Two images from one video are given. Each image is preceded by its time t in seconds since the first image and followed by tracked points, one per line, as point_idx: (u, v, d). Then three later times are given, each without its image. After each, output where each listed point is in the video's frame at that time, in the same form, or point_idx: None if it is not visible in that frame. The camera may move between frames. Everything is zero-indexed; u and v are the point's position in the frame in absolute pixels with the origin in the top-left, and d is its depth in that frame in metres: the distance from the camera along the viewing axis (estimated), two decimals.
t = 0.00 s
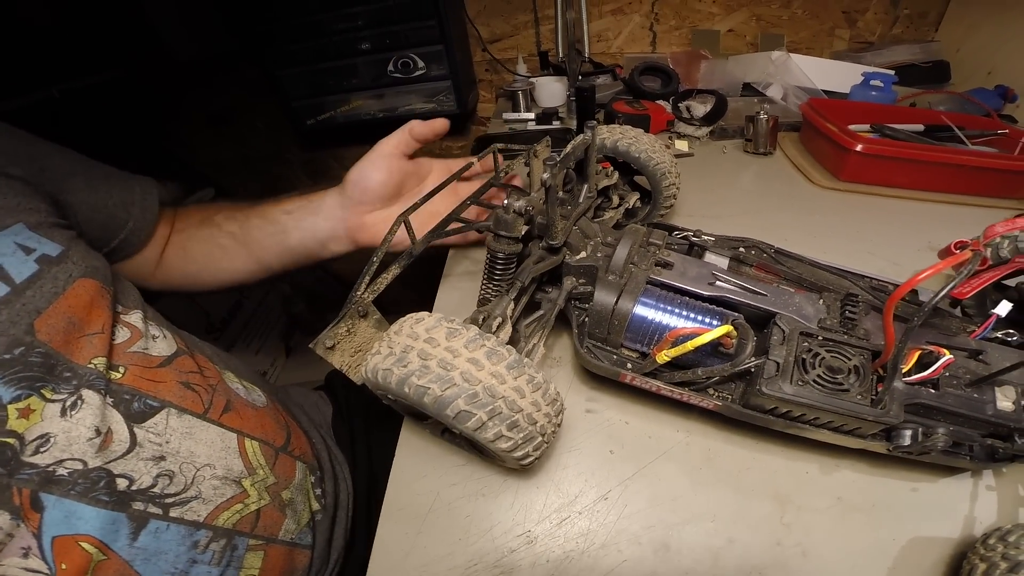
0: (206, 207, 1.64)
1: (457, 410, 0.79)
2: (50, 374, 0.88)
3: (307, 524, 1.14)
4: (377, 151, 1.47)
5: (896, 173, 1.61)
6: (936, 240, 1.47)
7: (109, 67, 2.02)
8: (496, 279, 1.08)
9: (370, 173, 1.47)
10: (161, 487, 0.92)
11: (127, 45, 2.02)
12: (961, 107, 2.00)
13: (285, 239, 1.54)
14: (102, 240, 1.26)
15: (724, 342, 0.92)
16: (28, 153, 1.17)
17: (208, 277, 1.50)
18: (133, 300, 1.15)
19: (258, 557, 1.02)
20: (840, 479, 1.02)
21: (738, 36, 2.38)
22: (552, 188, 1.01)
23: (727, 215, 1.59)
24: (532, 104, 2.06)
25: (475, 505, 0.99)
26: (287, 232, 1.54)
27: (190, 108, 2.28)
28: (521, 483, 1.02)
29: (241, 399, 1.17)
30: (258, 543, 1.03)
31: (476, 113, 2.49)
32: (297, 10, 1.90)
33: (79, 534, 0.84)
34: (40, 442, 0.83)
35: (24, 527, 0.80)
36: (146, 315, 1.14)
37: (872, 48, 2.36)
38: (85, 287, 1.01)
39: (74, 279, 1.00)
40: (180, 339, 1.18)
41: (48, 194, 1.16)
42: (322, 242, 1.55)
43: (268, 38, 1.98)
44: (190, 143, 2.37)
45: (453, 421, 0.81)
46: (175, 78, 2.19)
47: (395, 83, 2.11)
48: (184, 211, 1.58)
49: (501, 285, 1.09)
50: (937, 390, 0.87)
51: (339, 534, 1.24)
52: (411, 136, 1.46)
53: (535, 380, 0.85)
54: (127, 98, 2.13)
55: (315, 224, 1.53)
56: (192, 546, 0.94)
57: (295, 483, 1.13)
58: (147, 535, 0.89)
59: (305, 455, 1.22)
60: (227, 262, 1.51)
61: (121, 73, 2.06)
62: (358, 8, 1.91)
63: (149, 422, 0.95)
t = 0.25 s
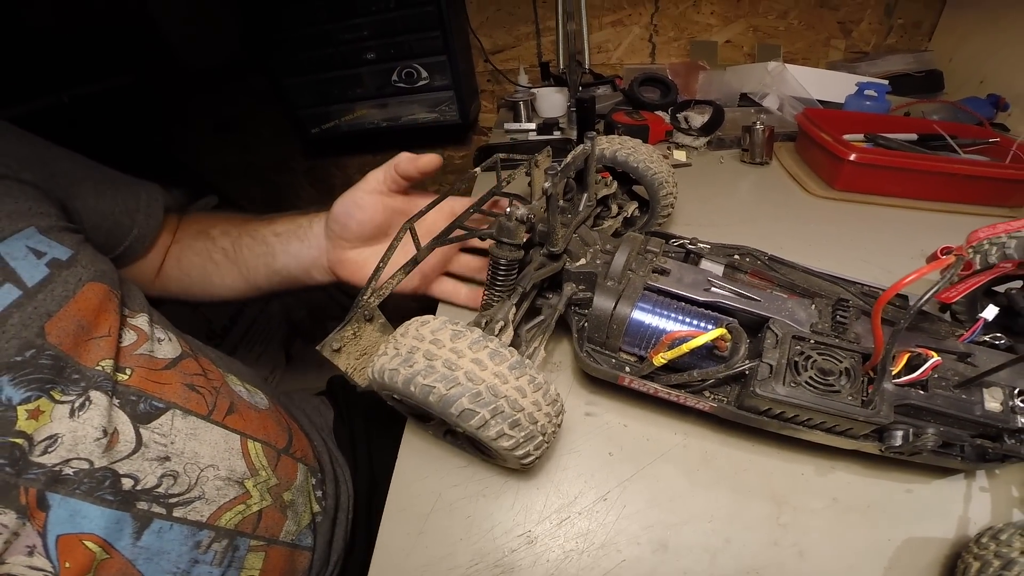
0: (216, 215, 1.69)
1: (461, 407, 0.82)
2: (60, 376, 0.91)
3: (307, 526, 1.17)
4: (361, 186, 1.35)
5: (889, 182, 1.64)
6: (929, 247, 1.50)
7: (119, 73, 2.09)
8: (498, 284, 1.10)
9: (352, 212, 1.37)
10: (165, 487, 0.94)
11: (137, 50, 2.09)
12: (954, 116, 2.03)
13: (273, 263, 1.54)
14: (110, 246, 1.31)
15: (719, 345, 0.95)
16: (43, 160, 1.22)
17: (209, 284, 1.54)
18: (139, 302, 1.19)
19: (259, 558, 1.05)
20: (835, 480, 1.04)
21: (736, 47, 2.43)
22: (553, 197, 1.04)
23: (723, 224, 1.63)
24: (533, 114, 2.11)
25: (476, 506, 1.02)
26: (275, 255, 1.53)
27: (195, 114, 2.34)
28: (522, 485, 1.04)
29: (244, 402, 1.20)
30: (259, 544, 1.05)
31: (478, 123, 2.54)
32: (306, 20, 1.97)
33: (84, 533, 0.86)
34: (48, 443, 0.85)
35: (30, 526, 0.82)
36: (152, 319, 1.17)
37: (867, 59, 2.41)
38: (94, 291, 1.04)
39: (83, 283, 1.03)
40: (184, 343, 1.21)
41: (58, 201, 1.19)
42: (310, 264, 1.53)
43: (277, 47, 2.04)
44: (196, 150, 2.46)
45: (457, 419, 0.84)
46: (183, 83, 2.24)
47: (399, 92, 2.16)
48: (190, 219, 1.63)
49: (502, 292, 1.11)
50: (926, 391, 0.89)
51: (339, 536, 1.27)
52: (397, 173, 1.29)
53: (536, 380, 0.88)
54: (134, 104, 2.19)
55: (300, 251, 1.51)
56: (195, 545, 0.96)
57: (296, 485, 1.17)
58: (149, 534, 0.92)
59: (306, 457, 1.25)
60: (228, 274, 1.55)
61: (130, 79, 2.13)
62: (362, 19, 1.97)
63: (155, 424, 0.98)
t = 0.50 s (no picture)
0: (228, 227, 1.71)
1: (463, 407, 0.83)
2: (49, 390, 0.92)
3: (311, 537, 1.16)
4: (373, 199, 1.37)
5: (886, 186, 1.66)
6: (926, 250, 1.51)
7: (121, 78, 2.08)
8: (499, 286, 1.10)
9: (365, 224, 1.39)
10: (163, 503, 0.95)
11: (140, 56, 2.06)
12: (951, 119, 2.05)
13: (280, 275, 1.57)
14: (113, 256, 1.32)
15: (717, 346, 0.96)
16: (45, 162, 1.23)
17: (219, 298, 1.56)
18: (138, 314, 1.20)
19: (261, 571, 1.05)
20: (834, 481, 1.05)
21: (734, 52, 2.46)
22: (553, 200, 1.06)
23: (721, 228, 1.64)
24: (533, 119, 2.12)
25: (477, 506, 1.03)
26: (287, 268, 1.57)
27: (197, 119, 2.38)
28: (522, 485, 1.05)
29: (245, 413, 1.19)
30: (260, 558, 1.04)
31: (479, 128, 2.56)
32: (309, 24, 1.99)
33: (77, 550, 0.87)
34: (37, 459, 0.86)
35: (22, 543, 0.83)
36: (150, 330, 1.19)
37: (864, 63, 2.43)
38: (87, 302, 1.05)
39: (75, 293, 1.05)
40: (184, 354, 1.21)
41: (55, 210, 1.20)
42: (321, 278, 1.57)
43: (282, 52, 2.07)
44: (197, 152, 2.51)
45: (459, 419, 0.85)
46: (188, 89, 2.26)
47: (400, 97, 2.18)
48: (197, 228, 1.66)
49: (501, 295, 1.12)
50: (922, 392, 0.90)
51: (342, 544, 1.24)
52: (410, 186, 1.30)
53: (536, 381, 0.89)
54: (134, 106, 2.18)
55: (312, 264, 1.56)
56: (195, 560, 0.96)
57: (299, 497, 1.15)
58: (148, 551, 0.92)
59: (309, 468, 1.23)
60: (237, 288, 1.57)
61: (132, 84, 2.12)
62: (365, 24, 1.99)
63: (152, 438, 0.98)
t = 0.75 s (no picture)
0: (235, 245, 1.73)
1: (463, 407, 0.84)
2: (49, 401, 0.91)
3: (310, 545, 1.15)
4: (384, 203, 1.36)
5: (886, 188, 1.66)
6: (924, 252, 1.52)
7: (121, 78, 2.09)
8: (500, 287, 1.10)
9: (375, 228, 1.39)
10: (160, 512, 0.95)
11: (140, 60, 2.07)
12: (950, 120, 2.06)
13: (283, 283, 1.57)
14: (122, 268, 1.33)
15: (716, 347, 0.97)
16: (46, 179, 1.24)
17: (231, 315, 1.56)
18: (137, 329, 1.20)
19: None
20: (833, 482, 1.05)
21: (734, 53, 2.46)
22: (554, 202, 1.06)
23: (721, 230, 1.64)
24: (534, 120, 2.14)
25: (478, 507, 1.03)
26: (298, 279, 1.56)
27: (197, 121, 2.41)
28: (522, 486, 1.06)
29: (241, 422, 1.19)
30: (259, 565, 1.04)
31: (479, 129, 2.57)
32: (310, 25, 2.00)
33: (74, 557, 0.87)
34: (35, 467, 0.86)
35: (18, 551, 0.83)
36: (148, 343, 1.19)
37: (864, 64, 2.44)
38: (91, 316, 1.05)
39: (79, 308, 1.04)
40: (180, 366, 1.21)
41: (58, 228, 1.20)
42: (333, 290, 1.55)
43: (283, 53, 2.08)
44: (197, 153, 2.53)
45: (460, 419, 0.85)
46: (189, 91, 2.28)
47: (401, 98, 2.19)
48: (206, 248, 1.69)
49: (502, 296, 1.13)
50: (921, 392, 0.91)
51: (340, 550, 1.22)
52: (419, 188, 1.31)
53: (536, 381, 0.90)
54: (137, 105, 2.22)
55: (323, 275, 1.55)
56: (192, 568, 0.97)
57: (297, 505, 1.15)
58: (144, 559, 0.93)
59: (306, 475, 1.23)
60: (249, 305, 1.56)
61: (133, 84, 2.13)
62: (366, 26, 2.00)
63: (148, 448, 0.98)
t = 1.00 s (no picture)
0: (251, 259, 1.81)
1: (469, 406, 0.89)
2: (85, 392, 0.95)
3: (312, 544, 1.20)
4: (393, 218, 1.42)
5: (877, 200, 1.72)
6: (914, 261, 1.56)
7: (135, 88, 2.12)
8: (503, 295, 1.16)
9: (386, 241, 1.44)
10: (175, 502, 0.98)
11: (149, 65, 2.09)
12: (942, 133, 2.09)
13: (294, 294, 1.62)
14: (149, 271, 1.40)
15: (710, 352, 1.02)
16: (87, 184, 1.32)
17: (244, 322, 1.62)
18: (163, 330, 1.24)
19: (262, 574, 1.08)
20: (825, 484, 1.09)
21: (731, 70, 2.54)
22: (555, 215, 1.11)
23: (717, 243, 1.70)
24: (536, 136, 2.21)
25: (479, 508, 1.07)
26: (310, 289, 1.62)
27: (204, 130, 2.46)
28: (524, 487, 1.09)
29: (254, 422, 1.23)
30: (262, 561, 1.08)
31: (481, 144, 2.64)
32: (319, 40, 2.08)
33: (90, 543, 0.89)
34: (66, 454, 0.89)
35: (38, 534, 0.85)
36: (172, 343, 1.23)
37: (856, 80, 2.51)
38: (126, 315, 1.10)
39: (117, 306, 1.09)
40: (199, 367, 1.25)
41: (96, 231, 1.25)
42: (343, 299, 1.60)
43: (291, 67, 2.15)
44: (204, 163, 2.57)
45: (466, 417, 0.90)
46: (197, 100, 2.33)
47: (406, 113, 2.27)
48: (224, 258, 1.76)
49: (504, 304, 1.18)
50: (906, 395, 0.95)
51: (339, 554, 1.27)
52: (427, 204, 1.37)
53: (538, 383, 0.95)
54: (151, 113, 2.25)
55: (334, 285, 1.60)
56: (199, 560, 0.99)
57: (301, 504, 1.20)
58: (156, 548, 0.95)
59: (312, 477, 1.28)
60: (262, 312, 1.62)
61: (146, 93, 2.16)
62: (375, 41, 2.09)
63: (170, 441, 1.01)
